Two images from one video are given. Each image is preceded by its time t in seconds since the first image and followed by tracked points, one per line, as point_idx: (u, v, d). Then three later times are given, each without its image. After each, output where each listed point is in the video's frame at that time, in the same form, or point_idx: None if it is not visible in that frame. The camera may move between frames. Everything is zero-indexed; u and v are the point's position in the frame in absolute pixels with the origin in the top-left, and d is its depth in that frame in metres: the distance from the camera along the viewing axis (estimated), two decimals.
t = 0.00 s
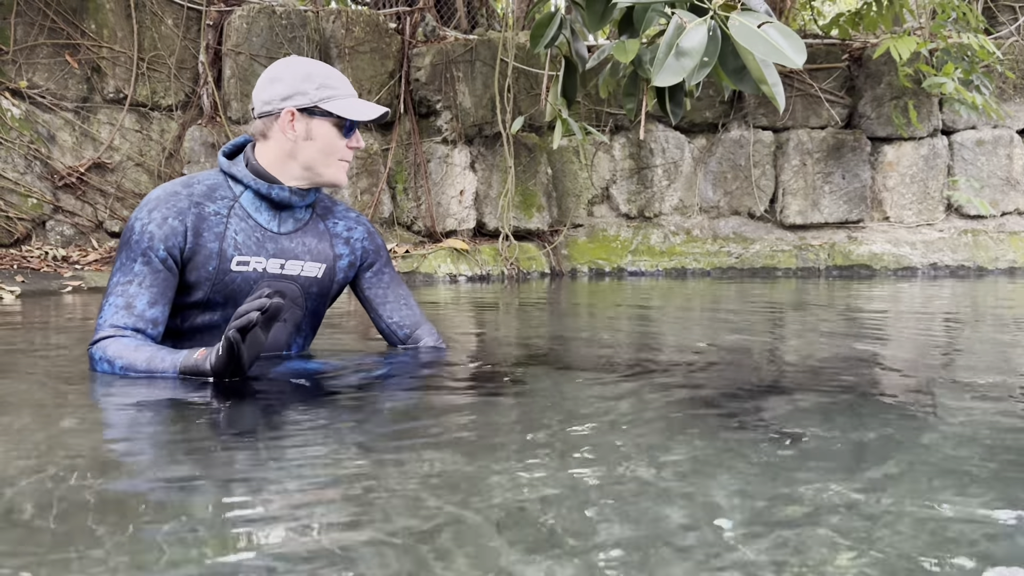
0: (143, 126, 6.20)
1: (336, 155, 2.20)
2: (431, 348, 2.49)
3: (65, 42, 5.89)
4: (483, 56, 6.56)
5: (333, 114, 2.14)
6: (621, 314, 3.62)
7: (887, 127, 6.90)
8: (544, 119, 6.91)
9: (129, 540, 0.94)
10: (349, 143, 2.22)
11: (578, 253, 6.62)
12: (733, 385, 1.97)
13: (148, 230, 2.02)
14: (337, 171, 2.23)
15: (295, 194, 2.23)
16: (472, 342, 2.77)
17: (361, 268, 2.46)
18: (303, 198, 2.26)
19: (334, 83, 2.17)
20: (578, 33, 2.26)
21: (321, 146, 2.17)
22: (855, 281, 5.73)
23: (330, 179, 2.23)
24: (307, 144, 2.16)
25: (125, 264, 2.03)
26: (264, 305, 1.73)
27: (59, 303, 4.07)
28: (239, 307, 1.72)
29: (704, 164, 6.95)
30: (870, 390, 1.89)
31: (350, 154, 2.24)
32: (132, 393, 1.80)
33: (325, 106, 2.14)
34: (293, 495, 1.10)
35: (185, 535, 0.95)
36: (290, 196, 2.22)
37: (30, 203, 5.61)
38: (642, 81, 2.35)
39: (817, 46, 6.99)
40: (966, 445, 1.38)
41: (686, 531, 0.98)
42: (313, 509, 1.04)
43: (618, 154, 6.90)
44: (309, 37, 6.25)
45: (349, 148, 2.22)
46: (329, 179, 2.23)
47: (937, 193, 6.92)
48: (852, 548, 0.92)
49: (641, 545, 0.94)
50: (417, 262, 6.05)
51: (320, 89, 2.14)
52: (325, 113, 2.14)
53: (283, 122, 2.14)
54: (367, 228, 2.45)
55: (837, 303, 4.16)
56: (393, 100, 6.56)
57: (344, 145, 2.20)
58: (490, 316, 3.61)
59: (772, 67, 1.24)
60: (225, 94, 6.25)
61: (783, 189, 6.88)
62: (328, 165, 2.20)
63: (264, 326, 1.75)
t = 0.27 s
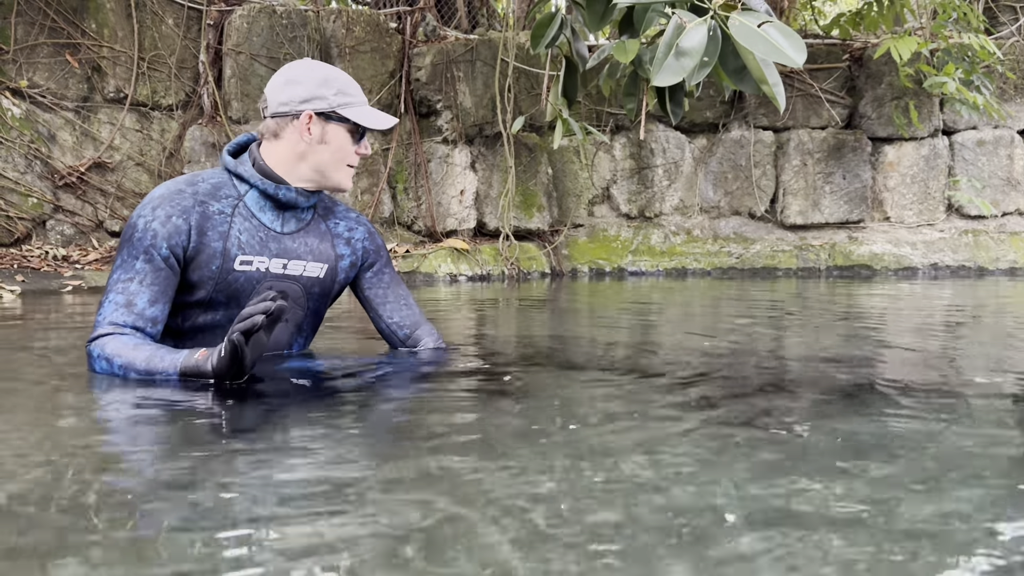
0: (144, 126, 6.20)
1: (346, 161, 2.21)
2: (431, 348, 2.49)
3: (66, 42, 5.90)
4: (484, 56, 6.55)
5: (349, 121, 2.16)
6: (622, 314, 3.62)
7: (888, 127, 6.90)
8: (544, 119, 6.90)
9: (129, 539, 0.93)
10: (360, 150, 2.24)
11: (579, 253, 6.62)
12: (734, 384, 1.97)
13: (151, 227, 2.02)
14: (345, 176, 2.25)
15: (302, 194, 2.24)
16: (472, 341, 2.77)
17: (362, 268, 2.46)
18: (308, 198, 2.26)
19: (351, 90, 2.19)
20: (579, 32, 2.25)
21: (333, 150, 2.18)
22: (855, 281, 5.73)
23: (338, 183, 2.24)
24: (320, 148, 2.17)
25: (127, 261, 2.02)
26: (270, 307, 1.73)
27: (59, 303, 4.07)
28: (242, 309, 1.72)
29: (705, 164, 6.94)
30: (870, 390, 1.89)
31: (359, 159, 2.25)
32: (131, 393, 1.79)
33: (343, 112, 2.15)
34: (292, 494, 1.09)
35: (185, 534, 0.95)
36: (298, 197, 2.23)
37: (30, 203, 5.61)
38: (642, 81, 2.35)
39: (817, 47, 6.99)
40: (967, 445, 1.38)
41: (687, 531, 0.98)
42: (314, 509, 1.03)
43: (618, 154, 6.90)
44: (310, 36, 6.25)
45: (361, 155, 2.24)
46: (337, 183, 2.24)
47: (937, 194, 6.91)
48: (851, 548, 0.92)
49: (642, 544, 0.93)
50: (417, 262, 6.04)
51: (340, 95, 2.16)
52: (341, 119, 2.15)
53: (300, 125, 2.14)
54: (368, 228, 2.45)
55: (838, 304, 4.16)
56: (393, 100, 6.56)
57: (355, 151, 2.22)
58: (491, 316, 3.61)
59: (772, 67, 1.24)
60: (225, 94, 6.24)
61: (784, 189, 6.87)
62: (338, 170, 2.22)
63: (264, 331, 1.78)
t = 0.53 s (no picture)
0: (144, 126, 6.20)
1: (311, 148, 2.16)
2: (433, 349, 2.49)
3: (66, 42, 5.90)
4: (484, 56, 6.55)
5: (307, 105, 2.12)
6: (622, 314, 3.61)
7: (889, 127, 6.89)
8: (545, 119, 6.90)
9: (128, 540, 0.93)
10: (329, 139, 2.17)
11: (579, 253, 6.62)
12: (735, 385, 1.96)
13: (152, 227, 2.03)
14: (313, 166, 2.18)
15: (296, 196, 2.22)
16: (472, 342, 2.76)
17: (364, 270, 2.46)
18: (305, 200, 2.25)
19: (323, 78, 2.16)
20: (579, 33, 2.25)
21: (296, 136, 2.15)
22: (856, 281, 5.72)
23: (305, 174, 2.18)
24: (283, 134, 2.16)
25: (128, 260, 2.03)
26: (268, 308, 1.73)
27: (60, 303, 4.06)
28: (242, 309, 1.73)
29: (705, 164, 6.94)
30: (870, 391, 1.89)
31: (329, 150, 2.18)
32: (132, 392, 1.79)
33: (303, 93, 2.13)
34: (290, 496, 1.09)
35: (184, 535, 0.95)
36: (290, 198, 2.21)
37: (30, 203, 5.61)
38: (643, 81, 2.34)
39: (818, 47, 6.98)
40: (968, 446, 1.38)
41: (687, 531, 0.97)
42: (313, 509, 1.03)
43: (619, 154, 6.90)
44: (311, 36, 6.26)
45: (328, 142, 2.16)
46: (304, 172, 2.18)
47: (938, 194, 6.91)
48: (852, 551, 0.92)
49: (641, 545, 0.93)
50: (417, 262, 6.04)
51: (306, 80, 2.15)
52: (300, 103, 2.13)
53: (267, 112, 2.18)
54: (371, 231, 2.45)
55: (838, 304, 4.15)
56: (393, 100, 6.56)
57: (320, 139, 2.15)
58: (491, 316, 3.61)
59: (772, 68, 1.23)
60: (226, 94, 6.24)
61: (784, 189, 6.87)
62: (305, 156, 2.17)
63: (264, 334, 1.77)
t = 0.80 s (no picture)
0: (145, 125, 6.20)
1: (288, 138, 2.17)
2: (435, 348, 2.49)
3: (67, 41, 5.90)
4: (485, 56, 6.55)
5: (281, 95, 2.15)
6: (622, 314, 3.61)
7: (889, 127, 6.89)
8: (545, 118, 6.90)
9: (128, 539, 0.93)
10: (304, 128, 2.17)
11: (579, 253, 6.62)
12: (736, 385, 1.96)
13: (155, 226, 2.03)
14: (291, 156, 2.18)
15: (296, 194, 2.22)
16: (473, 341, 2.76)
17: (366, 270, 2.47)
18: (305, 199, 2.25)
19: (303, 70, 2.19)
20: (580, 33, 2.25)
21: (276, 128, 2.18)
22: (856, 281, 5.73)
23: (285, 164, 2.18)
24: (268, 129, 2.21)
25: (131, 259, 2.03)
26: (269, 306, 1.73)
27: (60, 303, 4.06)
28: (244, 307, 1.72)
29: (706, 164, 6.94)
30: (871, 391, 1.89)
31: (305, 138, 2.17)
32: (134, 391, 1.79)
33: (278, 86, 2.17)
34: (292, 494, 1.09)
35: (185, 534, 0.95)
36: (290, 197, 2.21)
37: (30, 203, 5.62)
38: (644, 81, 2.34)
39: (818, 47, 6.98)
40: (969, 446, 1.38)
41: (689, 531, 0.97)
42: (315, 508, 1.03)
43: (619, 154, 6.89)
44: (311, 35, 6.25)
45: (301, 130, 2.16)
46: (284, 163, 2.18)
47: (938, 194, 6.90)
48: (854, 550, 0.92)
49: (643, 545, 0.93)
50: (418, 262, 6.04)
51: (284, 74, 2.18)
52: (277, 96, 2.16)
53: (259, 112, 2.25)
54: (373, 231, 2.45)
55: (839, 304, 4.15)
56: (394, 100, 6.56)
57: (295, 127, 2.16)
58: (491, 316, 3.61)
59: (773, 67, 1.23)
60: (227, 93, 6.26)
61: (785, 189, 6.87)
62: (285, 148, 2.18)
63: (264, 332, 1.77)
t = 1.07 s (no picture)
0: (146, 126, 6.20)
1: (287, 140, 2.18)
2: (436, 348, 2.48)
3: (68, 42, 5.90)
4: (485, 56, 6.56)
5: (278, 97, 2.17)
6: (622, 314, 3.61)
7: (890, 128, 6.89)
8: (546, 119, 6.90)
9: (130, 539, 0.93)
10: (303, 128, 2.18)
11: (579, 253, 6.63)
12: (736, 385, 1.97)
13: (158, 227, 2.04)
14: (291, 157, 2.18)
15: (299, 195, 2.22)
16: (473, 341, 2.76)
17: (368, 271, 2.47)
18: (308, 200, 2.25)
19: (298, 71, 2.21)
20: (581, 33, 2.25)
21: (275, 130, 2.19)
22: (857, 282, 5.73)
23: (285, 165, 2.19)
24: (267, 132, 2.22)
25: (134, 260, 2.04)
26: (275, 307, 1.73)
27: (61, 303, 4.07)
28: (247, 307, 1.73)
29: (706, 164, 6.94)
30: (871, 391, 1.89)
31: (304, 138, 2.18)
32: (135, 392, 1.79)
33: (275, 89, 2.19)
34: (293, 494, 1.09)
35: (185, 535, 0.95)
36: (292, 198, 2.21)
37: (31, 203, 5.62)
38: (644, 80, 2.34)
39: (819, 47, 6.98)
40: (969, 446, 1.38)
41: (691, 532, 0.97)
42: (315, 508, 1.03)
43: (620, 154, 6.89)
44: (312, 36, 6.25)
45: (301, 129, 2.17)
46: (284, 164, 2.19)
47: (939, 195, 6.90)
48: (854, 550, 0.92)
49: (643, 545, 0.93)
50: (418, 262, 6.04)
51: (280, 77, 2.20)
52: (275, 98, 2.18)
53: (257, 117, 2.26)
54: (375, 231, 2.45)
55: (839, 304, 4.15)
56: (394, 100, 6.56)
57: (294, 127, 2.17)
58: (492, 316, 3.61)
59: (774, 67, 1.23)
60: (227, 94, 6.27)
61: (785, 190, 6.87)
62: (285, 150, 2.19)
63: (269, 331, 1.78)
